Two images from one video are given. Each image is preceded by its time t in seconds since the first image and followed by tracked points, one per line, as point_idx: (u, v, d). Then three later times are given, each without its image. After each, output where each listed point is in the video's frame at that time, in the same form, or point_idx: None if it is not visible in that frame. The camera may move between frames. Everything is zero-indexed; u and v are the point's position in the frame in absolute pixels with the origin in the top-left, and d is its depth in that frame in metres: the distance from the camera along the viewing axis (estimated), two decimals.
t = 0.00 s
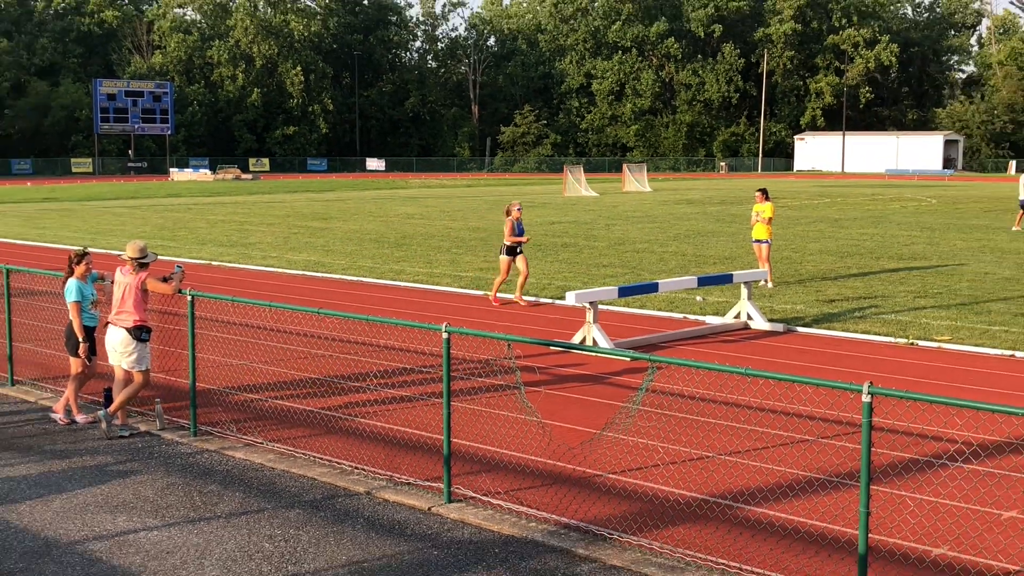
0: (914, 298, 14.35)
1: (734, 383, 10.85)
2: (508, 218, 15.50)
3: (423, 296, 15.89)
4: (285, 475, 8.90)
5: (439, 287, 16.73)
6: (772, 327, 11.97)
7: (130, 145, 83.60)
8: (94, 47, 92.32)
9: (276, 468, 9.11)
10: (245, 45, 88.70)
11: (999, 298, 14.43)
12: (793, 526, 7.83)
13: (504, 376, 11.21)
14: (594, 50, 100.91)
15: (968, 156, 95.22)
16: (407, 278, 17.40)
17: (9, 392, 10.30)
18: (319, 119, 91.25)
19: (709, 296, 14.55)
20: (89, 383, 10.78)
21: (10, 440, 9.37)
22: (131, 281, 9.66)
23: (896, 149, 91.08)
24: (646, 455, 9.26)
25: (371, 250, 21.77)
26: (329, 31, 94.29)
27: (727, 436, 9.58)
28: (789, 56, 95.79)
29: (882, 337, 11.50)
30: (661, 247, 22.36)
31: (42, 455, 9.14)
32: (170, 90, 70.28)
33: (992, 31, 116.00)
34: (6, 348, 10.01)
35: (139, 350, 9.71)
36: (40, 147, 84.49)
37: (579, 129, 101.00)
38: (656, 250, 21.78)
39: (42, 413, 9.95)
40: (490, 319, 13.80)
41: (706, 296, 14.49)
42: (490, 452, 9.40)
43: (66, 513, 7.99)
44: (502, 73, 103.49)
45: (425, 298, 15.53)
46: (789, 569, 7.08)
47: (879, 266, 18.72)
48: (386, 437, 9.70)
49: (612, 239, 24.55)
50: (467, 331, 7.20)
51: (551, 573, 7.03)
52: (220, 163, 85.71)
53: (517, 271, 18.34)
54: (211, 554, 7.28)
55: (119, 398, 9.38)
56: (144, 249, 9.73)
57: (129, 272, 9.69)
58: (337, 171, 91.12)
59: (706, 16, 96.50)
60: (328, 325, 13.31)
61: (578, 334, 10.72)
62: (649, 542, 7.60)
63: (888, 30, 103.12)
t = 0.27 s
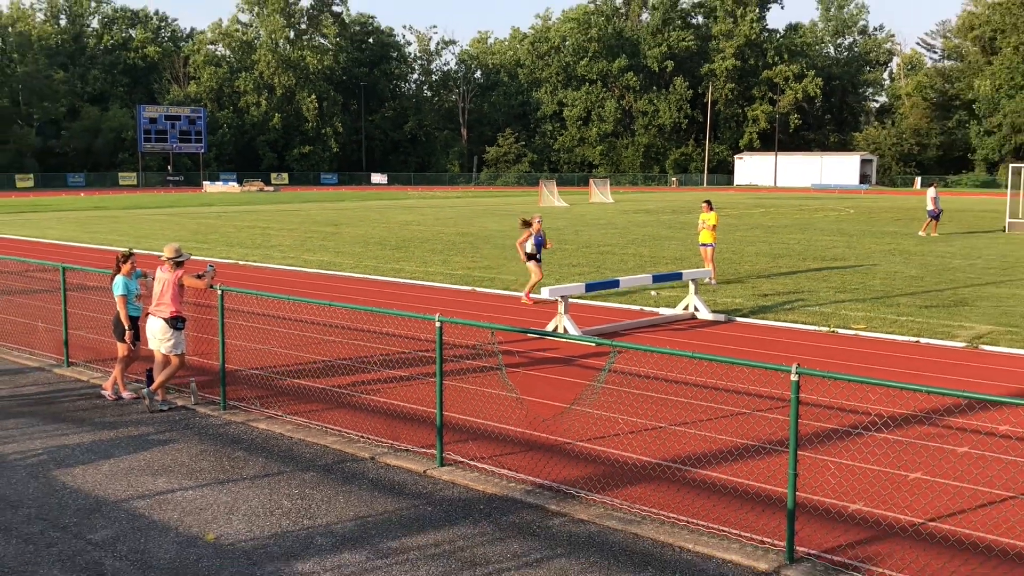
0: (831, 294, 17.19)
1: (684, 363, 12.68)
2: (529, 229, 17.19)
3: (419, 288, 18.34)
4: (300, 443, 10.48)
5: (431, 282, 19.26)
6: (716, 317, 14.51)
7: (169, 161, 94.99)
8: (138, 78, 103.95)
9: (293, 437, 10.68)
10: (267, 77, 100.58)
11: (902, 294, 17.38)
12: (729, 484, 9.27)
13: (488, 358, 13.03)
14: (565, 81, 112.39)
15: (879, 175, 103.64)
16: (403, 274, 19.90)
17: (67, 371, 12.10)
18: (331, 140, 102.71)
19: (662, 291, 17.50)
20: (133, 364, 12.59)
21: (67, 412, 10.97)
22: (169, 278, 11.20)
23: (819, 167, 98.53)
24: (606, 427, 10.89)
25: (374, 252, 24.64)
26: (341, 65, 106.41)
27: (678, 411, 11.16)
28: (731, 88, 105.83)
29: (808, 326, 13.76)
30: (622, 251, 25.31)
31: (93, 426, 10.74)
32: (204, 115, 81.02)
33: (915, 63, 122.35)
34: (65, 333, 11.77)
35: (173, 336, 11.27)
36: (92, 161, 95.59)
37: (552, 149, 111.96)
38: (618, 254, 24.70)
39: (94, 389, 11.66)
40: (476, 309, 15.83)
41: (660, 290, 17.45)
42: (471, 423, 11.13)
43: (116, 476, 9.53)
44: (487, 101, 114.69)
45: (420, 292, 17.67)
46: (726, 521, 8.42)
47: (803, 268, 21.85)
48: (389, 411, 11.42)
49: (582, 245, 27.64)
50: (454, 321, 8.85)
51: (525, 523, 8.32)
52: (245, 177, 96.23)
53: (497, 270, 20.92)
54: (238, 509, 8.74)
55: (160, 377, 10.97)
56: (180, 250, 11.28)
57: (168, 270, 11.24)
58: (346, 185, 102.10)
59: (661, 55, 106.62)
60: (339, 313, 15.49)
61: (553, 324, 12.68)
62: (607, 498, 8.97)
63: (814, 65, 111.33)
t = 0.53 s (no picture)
0: (779, 290, 19.32)
1: (649, 350, 14.18)
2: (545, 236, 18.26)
3: (409, 285, 20.14)
4: (304, 422, 11.05)
5: (421, 278, 21.17)
6: (677, 311, 16.47)
7: (190, 172, 98.10)
8: (164, 96, 107.17)
9: (298, 417, 11.36)
10: (281, 98, 103.35)
11: (840, 289, 19.57)
12: (690, 458, 9.24)
13: (474, 347, 14.56)
14: (544, 102, 115.89)
15: (819, 185, 108.36)
16: (394, 273, 21.79)
17: (102, 361, 13.72)
18: (337, 154, 105.88)
19: (629, 287, 19.47)
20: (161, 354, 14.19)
21: (103, 393, 12.37)
22: (191, 276, 12.51)
23: (766, 178, 100.47)
24: (584, 406, 11.46)
25: (371, 254, 26.74)
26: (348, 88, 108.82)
27: (656, 395, 11.73)
28: (689, 109, 112.04)
29: (756, 319, 15.86)
30: (595, 251, 27.40)
31: (124, 407, 11.77)
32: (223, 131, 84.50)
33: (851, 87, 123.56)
34: (100, 325, 13.34)
35: (195, 328, 12.59)
36: (123, 172, 98.90)
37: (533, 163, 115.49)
38: (590, 253, 26.78)
39: (127, 375, 13.18)
40: (464, 304, 17.48)
41: (626, 286, 19.43)
42: (463, 404, 11.87)
43: (143, 452, 9.84)
44: (475, 120, 117.84)
45: (411, 288, 19.41)
46: (685, 490, 8.32)
47: (755, 266, 24.02)
48: (387, 394, 12.48)
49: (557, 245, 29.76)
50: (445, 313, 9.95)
51: (507, 492, 8.31)
52: (261, 185, 98.55)
53: (482, 268, 22.88)
54: (254, 482, 8.76)
55: (181, 363, 12.31)
56: (200, 251, 12.60)
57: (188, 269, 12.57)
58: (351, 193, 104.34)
59: (628, 77, 112.11)
60: (342, 309, 17.28)
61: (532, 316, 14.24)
62: (580, 469, 8.99)
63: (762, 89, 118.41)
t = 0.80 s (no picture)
0: (761, 287, 19.42)
1: (632, 348, 14.21)
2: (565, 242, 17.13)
3: (393, 283, 20.11)
4: (289, 420, 11.02)
5: (406, 276, 21.15)
6: (660, 307, 16.53)
7: (173, 170, 97.52)
8: (146, 94, 106.46)
9: (282, 415, 11.33)
10: (264, 95, 102.91)
11: (822, 286, 19.70)
12: (673, 455, 9.24)
13: (457, 344, 14.57)
14: (528, 99, 115.98)
15: (802, 183, 108.89)
16: (379, 271, 21.76)
17: (84, 361, 13.63)
18: (321, 151, 105.54)
19: (614, 284, 19.50)
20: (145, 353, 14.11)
21: (83, 392, 12.26)
22: (174, 275, 12.45)
23: (749, 175, 100.87)
24: (568, 403, 11.48)
25: (355, 251, 26.69)
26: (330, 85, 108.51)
27: (639, 392, 11.77)
28: (672, 107, 112.39)
29: (739, 316, 15.93)
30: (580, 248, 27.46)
31: (105, 406, 11.67)
32: (206, 128, 84.05)
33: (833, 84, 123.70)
34: (82, 323, 13.25)
35: (178, 327, 12.50)
36: (104, 170, 98.15)
37: (518, 160, 115.49)
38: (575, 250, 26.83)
39: (108, 374, 13.09)
40: (448, 302, 17.46)
41: (612, 283, 19.45)
42: (446, 402, 11.82)
43: (125, 451, 9.78)
44: (459, 117, 117.79)
45: (396, 286, 19.37)
46: (669, 486, 8.35)
47: (738, 263, 24.14)
48: (371, 392, 12.44)
49: (541, 243, 29.79)
50: (429, 311, 9.96)
51: (491, 489, 8.31)
52: (244, 183, 98.13)
53: (466, 266, 22.89)
54: (237, 480, 8.73)
55: (161, 362, 12.24)
56: (184, 250, 12.52)
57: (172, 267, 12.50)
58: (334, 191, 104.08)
59: (612, 76, 112.39)
60: (326, 308, 17.26)
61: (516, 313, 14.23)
62: (564, 467, 8.99)
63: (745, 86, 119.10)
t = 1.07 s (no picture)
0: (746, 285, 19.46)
1: (618, 346, 14.20)
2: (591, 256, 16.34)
3: (378, 281, 20.05)
4: (273, 420, 10.97)
5: (391, 275, 21.10)
6: (645, 306, 16.56)
7: (156, 167, 96.91)
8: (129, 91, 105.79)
9: (266, 415, 11.27)
10: (248, 93, 102.44)
11: (807, 284, 19.75)
12: (657, 453, 9.26)
13: (442, 344, 14.52)
14: (513, 98, 115.96)
15: (786, 181, 109.24)
16: (364, 269, 21.70)
17: (65, 360, 13.52)
18: (305, 149, 105.17)
19: (599, 283, 19.51)
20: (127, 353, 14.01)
21: (65, 392, 12.15)
22: (156, 274, 12.36)
23: (733, 174, 101.12)
24: (553, 402, 11.47)
25: (340, 250, 26.61)
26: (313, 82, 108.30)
27: (623, 390, 11.79)
28: (657, 106, 112.62)
29: (724, 314, 15.96)
30: (564, 247, 27.48)
31: (87, 406, 11.58)
32: (189, 126, 83.58)
33: (817, 83, 124.45)
34: (63, 323, 13.13)
35: (161, 326, 12.42)
36: (86, 168, 97.40)
37: (503, 158, 115.41)
38: (560, 249, 26.84)
39: (90, 373, 12.99)
40: (433, 300, 17.41)
41: (597, 282, 19.46)
42: (432, 401, 11.76)
43: (108, 451, 9.69)
44: (444, 115, 117.63)
45: (380, 285, 19.31)
46: (654, 484, 8.36)
47: (722, 261, 24.21)
48: (355, 391, 12.39)
49: (526, 241, 29.76)
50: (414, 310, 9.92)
51: (477, 488, 8.30)
52: (227, 181, 97.64)
53: (452, 264, 22.85)
54: (221, 481, 8.67)
55: (145, 362, 12.16)
56: (167, 249, 12.42)
57: (154, 266, 12.40)
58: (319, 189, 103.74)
59: (597, 74, 112.55)
60: (311, 307, 17.21)
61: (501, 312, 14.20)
62: (550, 466, 8.97)
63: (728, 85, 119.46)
